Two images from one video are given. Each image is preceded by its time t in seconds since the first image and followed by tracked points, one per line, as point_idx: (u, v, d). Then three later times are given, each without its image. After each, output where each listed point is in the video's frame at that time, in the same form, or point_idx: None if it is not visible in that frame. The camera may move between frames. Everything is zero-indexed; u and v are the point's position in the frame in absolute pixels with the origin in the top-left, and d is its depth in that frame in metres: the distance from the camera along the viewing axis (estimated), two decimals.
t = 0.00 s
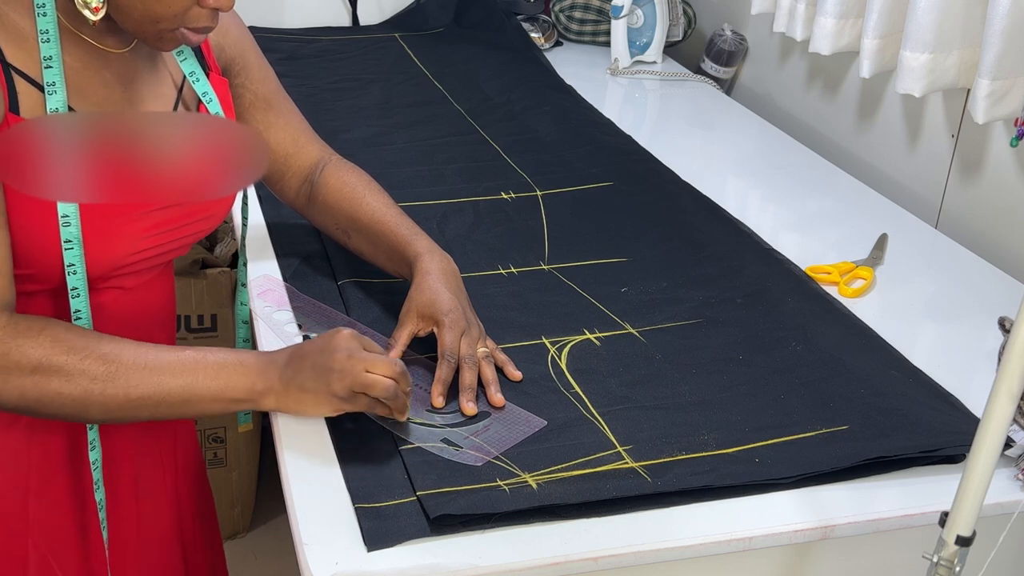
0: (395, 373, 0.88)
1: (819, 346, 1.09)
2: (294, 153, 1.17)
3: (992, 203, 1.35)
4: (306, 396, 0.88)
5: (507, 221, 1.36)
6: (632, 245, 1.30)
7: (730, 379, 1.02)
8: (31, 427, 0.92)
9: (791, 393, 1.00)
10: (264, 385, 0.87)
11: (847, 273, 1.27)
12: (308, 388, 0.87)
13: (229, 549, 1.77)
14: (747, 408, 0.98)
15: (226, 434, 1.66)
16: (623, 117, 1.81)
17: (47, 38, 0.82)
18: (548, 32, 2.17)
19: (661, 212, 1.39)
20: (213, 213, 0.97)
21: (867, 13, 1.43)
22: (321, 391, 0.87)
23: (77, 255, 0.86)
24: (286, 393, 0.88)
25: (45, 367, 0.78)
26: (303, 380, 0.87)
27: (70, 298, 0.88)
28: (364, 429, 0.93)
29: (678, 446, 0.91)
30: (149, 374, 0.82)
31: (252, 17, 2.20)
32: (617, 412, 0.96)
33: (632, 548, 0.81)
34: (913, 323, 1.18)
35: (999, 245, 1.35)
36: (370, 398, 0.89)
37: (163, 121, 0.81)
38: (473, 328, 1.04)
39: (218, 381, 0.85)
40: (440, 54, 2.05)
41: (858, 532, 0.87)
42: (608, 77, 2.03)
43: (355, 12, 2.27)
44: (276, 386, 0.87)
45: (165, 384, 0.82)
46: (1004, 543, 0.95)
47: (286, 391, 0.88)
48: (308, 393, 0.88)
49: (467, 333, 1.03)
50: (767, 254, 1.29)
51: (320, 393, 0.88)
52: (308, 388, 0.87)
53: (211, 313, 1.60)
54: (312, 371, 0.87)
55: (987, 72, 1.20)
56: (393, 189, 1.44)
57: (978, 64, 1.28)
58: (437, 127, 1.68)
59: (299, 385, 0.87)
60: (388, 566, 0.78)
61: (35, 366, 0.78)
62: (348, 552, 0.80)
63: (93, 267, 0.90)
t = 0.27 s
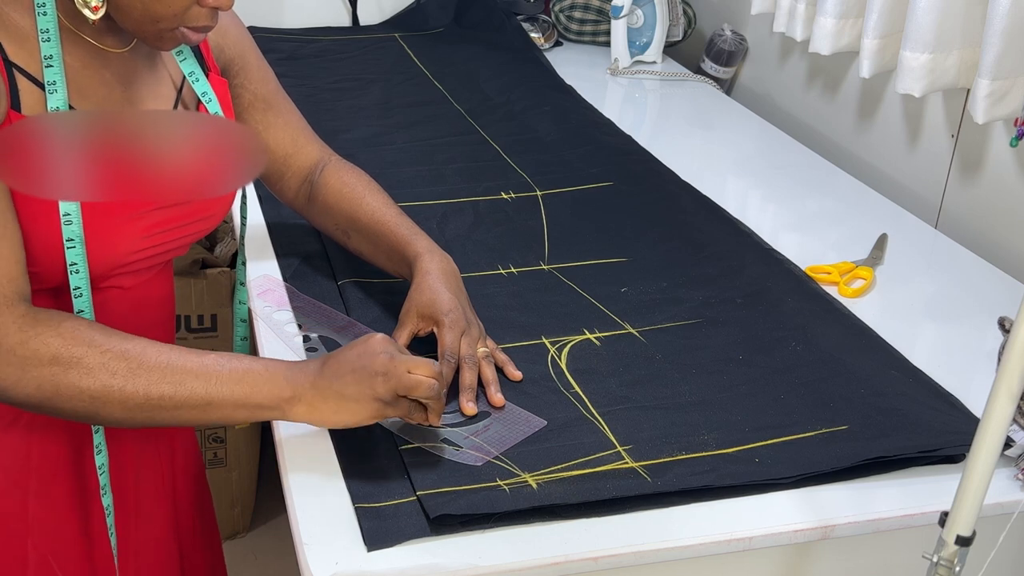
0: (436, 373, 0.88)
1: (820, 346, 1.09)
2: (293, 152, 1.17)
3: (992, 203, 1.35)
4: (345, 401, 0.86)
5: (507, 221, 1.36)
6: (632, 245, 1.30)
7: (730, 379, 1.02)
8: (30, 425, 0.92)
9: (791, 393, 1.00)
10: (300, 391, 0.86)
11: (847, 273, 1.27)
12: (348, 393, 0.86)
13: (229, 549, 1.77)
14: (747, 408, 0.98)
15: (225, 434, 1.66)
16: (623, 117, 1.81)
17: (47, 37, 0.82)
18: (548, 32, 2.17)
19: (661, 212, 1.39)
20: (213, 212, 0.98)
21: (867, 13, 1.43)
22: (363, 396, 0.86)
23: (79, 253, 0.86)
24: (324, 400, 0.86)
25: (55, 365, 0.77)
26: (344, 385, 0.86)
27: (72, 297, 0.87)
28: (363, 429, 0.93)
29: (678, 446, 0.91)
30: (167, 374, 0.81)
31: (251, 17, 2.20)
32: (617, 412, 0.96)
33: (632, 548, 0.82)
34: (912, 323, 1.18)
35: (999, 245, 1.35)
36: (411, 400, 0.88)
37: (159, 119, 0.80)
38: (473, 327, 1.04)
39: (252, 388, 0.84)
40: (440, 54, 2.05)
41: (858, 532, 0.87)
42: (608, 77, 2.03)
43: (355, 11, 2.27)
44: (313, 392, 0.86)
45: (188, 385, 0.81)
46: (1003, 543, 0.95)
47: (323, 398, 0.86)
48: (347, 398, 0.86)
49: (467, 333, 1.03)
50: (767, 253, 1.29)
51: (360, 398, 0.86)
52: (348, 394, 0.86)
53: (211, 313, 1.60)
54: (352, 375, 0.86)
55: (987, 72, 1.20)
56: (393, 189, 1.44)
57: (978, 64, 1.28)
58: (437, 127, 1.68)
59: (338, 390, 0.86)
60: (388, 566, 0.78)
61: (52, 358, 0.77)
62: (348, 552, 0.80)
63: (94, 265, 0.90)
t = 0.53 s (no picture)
0: (377, 364, 0.89)
1: (819, 346, 1.09)
2: (293, 152, 1.17)
3: (992, 203, 1.35)
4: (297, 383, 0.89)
5: (507, 221, 1.36)
6: (632, 245, 1.30)
7: (730, 379, 1.02)
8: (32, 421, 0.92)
9: (791, 393, 1.00)
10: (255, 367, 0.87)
11: (847, 273, 1.27)
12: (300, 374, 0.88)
13: (229, 549, 1.77)
14: (747, 408, 0.98)
15: (225, 434, 1.66)
16: (623, 117, 1.81)
17: (42, 32, 0.83)
18: (548, 32, 2.17)
19: (661, 212, 1.39)
20: (212, 208, 0.97)
21: (867, 13, 1.43)
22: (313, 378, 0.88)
23: (75, 248, 0.86)
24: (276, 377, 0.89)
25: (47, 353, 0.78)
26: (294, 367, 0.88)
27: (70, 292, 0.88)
28: (364, 429, 0.93)
29: (678, 446, 0.91)
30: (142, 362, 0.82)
31: (251, 18, 2.20)
32: (617, 412, 0.96)
33: (632, 548, 0.81)
34: (912, 323, 1.18)
35: (999, 245, 1.35)
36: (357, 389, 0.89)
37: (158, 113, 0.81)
38: (473, 327, 1.04)
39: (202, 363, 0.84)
40: (440, 54, 2.05)
41: (858, 532, 0.87)
42: (608, 77, 2.03)
43: (355, 11, 2.27)
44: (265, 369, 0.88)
45: (156, 369, 0.82)
46: (1004, 543, 0.95)
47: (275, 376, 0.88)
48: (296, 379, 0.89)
49: (467, 333, 1.03)
50: (767, 253, 1.29)
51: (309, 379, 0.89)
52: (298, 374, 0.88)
53: (211, 312, 1.60)
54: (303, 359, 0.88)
55: (987, 72, 1.20)
56: (393, 189, 1.44)
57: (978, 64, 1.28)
58: (437, 127, 1.68)
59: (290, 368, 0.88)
60: (388, 566, 0.78)
61: (28, 357, 0.78)
62: (348, 552, 0.80)
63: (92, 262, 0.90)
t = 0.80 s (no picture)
0: (267, 293, 0.79)
1: (820, 346, 1.09)
2: (295, 151, 1.16)
3: (992, 203, 1.35)
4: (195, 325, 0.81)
5: (507, 221, 1.36)
6: (632, 245, 1.30)
7: (730, 379, 1.02)
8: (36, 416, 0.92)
9: (791, 393, 1.00)
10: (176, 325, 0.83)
11: (847, 273, 1.27)
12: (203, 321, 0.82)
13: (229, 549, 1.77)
14: (747, 408, 0.98)
15: (225, 434, 1.67)
16: (623, 117, 1.81)
17: (17, 22, 0.80)
18: (548, 32, 2.17)
19: (661, 212, 1.39)
20: (200, 203, 0.93)
21: (867, 13, 1.43)
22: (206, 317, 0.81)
23: (47, 238, 0.82)
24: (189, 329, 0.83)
25: (3, 337, 0.78)
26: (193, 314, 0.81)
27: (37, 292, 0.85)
28: (364, 428, 0.93)
29: (678, 446, 0.91)
30: (67, 329, 0.80)
31: (251, 18, 2.20)
32: (617, 412, 0.96)
33: (632, 548, 0.82)
34: (912, 323, 1.18)
35: (999, 245, 1.35)
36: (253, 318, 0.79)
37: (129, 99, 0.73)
38: (487, 318, 1.06)
39: (107, 319, 0.81)
40: (440, 54, 2.05)
41: (858, 532, 0.87)
42: (608, 77, 2.03)
43: (355, 11, 2.27)
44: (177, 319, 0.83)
45: (71, 334, 0.80)
46: (1003, 543, 0.95)
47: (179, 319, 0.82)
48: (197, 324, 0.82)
49: (483, 324, 1.04)
50: (767, 253, 1.29)
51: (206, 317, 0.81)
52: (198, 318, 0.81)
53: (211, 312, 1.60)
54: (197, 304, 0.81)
55: (987, 72, 1.20)
56: (393, 189, 1.44)
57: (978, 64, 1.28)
58: (437, 127, 1.68)
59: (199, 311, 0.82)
60: (388, 566, 0.79)
61: None
62: (348, 552, 0.80)
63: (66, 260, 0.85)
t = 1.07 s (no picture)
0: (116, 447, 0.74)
1: (820, 346, 1.09)
2: (300, 127, 1.18)
3: (992, 203, 1.35)
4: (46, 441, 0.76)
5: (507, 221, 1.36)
6: (632, 245, 1.30)
7: (730, 379, 1.02)
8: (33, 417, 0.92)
9: (792, 393, 1.00)
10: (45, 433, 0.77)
11: (847, 273, 1.27)
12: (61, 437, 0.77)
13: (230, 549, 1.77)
14: (747, 408, 0.98)
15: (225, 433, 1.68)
16: (623, 117, 1.81)
17: None
18: (548, 32, 2.17)
19: (661, 211, 1.39)
20: (178, 191, 0.93)
21: (867, 13, 1.43)
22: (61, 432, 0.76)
23: (15, 232, 0.82)
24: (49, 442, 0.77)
25: None
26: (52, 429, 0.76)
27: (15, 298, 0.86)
28: (364, 428, 0.93)
29: (679, 446, 0.91)
30: None
31: (251, 18, 2.20)
32: (617, 412, 0.96)
33: (632, 548, 0.82)
34: (913, 323, 1.18)
35: (999, 245, 1.35)
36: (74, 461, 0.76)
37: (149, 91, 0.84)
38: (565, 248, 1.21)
39: None
40: (440, 54, 2.05)
41: (858, 532, 0.87)
42: (608, 77, 2.03)
43: (355, 12, 2.27)
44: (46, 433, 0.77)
45: None
46: (1003, 543, 0.95)
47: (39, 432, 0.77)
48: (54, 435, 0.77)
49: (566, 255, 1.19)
50: (767, 253, 1.29)
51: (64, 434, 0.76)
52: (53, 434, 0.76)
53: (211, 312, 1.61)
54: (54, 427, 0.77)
55: (987, 72, 1.20)
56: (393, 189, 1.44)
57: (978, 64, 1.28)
58: (437, 127, 1.68)
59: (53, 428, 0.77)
60: (388, 566, 0.79)
61: None
62: (348, 552, 0.80)
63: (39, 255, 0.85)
